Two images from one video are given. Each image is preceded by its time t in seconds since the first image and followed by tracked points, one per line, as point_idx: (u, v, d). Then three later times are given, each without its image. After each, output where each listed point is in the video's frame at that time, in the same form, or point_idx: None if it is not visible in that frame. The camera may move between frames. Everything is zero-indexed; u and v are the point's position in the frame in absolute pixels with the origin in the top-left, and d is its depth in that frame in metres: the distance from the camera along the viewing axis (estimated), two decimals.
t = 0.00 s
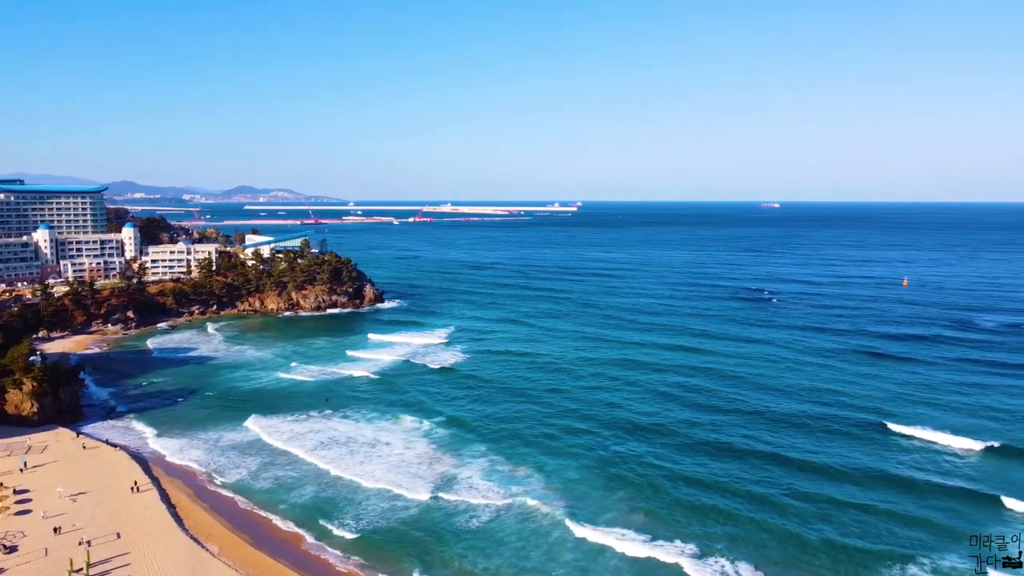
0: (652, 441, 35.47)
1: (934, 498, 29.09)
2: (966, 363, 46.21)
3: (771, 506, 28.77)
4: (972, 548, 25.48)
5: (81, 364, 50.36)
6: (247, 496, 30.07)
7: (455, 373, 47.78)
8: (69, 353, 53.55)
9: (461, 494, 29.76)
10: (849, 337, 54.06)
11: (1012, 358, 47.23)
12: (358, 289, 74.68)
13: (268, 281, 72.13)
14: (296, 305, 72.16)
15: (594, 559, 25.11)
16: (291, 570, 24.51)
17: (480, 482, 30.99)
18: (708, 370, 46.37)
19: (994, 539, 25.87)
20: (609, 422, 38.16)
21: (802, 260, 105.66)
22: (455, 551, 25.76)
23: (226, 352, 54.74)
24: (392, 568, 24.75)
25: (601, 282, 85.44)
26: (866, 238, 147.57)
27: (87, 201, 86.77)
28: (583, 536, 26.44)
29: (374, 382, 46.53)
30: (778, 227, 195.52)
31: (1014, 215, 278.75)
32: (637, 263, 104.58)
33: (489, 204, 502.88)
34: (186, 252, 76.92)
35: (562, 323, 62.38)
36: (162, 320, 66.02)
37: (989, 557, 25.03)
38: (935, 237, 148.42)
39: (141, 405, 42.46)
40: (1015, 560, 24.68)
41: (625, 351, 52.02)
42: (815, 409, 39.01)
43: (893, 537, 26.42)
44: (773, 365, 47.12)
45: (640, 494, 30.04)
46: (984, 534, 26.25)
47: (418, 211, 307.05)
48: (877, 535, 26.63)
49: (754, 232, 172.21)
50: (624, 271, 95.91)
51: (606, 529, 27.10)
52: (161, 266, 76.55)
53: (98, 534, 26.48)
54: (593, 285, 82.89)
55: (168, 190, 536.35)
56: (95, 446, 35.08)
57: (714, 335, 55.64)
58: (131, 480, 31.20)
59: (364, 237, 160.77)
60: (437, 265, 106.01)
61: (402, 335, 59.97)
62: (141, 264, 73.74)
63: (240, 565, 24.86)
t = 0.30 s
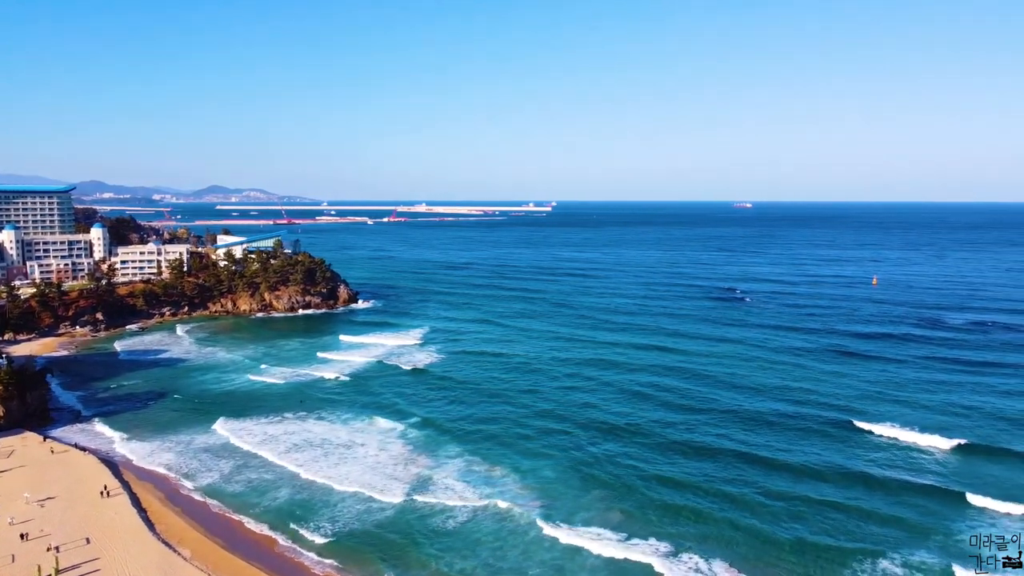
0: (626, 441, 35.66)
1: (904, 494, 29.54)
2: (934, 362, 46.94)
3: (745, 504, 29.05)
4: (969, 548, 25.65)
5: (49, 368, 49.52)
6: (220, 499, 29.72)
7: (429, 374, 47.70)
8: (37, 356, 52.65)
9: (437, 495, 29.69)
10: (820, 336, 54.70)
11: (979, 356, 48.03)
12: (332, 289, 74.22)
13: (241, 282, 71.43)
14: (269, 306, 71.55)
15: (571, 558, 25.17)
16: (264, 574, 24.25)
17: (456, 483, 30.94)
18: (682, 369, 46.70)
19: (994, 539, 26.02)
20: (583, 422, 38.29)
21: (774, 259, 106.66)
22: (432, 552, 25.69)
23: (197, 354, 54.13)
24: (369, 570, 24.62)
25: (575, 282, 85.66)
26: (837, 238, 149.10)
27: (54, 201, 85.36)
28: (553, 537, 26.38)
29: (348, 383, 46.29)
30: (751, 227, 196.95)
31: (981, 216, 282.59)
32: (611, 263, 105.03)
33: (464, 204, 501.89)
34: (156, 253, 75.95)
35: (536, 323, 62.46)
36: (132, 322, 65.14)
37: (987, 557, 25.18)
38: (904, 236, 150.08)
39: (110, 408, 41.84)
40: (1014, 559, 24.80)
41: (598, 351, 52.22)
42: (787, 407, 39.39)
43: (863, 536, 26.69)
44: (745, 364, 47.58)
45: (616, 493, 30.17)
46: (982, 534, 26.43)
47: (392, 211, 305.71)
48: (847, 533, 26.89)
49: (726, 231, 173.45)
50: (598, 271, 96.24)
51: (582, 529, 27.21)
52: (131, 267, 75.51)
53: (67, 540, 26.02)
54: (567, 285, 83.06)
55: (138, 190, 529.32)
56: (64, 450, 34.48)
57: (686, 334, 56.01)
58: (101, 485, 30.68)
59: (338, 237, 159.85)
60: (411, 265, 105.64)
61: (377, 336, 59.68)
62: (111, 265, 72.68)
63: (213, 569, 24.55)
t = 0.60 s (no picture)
0: (600, 441, 35.79)
1: (875, 492, 29.95)
2: (903, 360, 47.61)
3: (719, 502, 29.29)
4: (969, 548, 25.68)
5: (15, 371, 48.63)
6: (193, 503, 29.35)
7: (404, 375, 47.51)
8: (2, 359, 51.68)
9: (412, 496, 29.56)
10: (791, 335, 55.26)
11: (946, 354, 48.78)
12: (305, 290, 73.67)
13: (212, 283, 70.64)
14: (241, 307, 70.83)
15: (547, 558, 25.20)
16: None
17: (431, 485, 30.82)
18: (656, 369, 46.95)
19: (994, 539, 26.06)
20: (558, 422, 38.34)
21: (746, 258, 107.53)
22: (409, 553, 25.58)
23: (168, 355, 53.44)
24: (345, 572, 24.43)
25: (549, 282, 85.75)
26: (807, 237, 150.49)
27: (20, 201, 83.83)
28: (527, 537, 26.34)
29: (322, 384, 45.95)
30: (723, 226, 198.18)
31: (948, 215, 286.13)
32: (585, 262, 105.29)
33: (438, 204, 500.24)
34: (125, 254, 74.87)
35: (511, 324, 62.45)
36: (101, 324, 64.16)
37: (988, 556, 25.17)
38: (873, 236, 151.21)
39: (78, 412, 41.17)
40: (1014, 560, 24.84)
41: (573, 351, 52.32)
42: (759, 407, 39.71)
43: (834, 534, 26.95)
44: (718, 363, 47.96)
45: (591, 493, 30.25)
46: (983, 534, 26.47)
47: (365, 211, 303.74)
48: (819, 531, 27.13)
49: (699, 231, 174.30)
50: (572, 270, 96.45)
51: (558, 529, 27.25)
52: (99, 268, 74.35)
53: (34, 546, 25.58)
54: (541, 285, 83.12)
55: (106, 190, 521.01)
56: (31, 455, 33.86)
57: (659, 334, 56.31)
58: (70, 490, 30.14)
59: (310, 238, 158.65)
60: (385, 265, 105.15)
61: (351, 337, 59.30)
62: (78, 266, 71.55)
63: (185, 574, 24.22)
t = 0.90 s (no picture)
0: (573, 441, 35.90)
1: (845, 489, 30.35)
2: (871, 358, 48.30)
3: (692, 501, 29.52)
4: (972, 547, 25.69)
5: None
6: (164, 507, 28.96)
7: (377, 377, 47.33)
8: None
9: (387, 497, 29.46)
10: (762, 334, 55.83)
11: (915, 352, 49.47)
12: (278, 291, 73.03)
13: (183, 284, 69.75)
14: (213, 308, 70.04)
15: (524, 557, 25.22)
16: None
17: (406, 486, 30.67)
18: (629, 369, 47.19)
19: (995, 539, 26.16)
20: (532, 423, 38.40)
21: (718, 258, 108.34)
22: (386, 554, 25.45)
23: (138, 358, 52.68)
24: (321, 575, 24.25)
25: (523, 282, 85.77)
26: (778, 237, 151.71)
27: None
28: (502, 538, 26.24)
29: (295, 386, 45.58)
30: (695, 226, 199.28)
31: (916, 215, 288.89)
32: (559, 262, 105.51)
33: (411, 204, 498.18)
34: (93, 255, 73.66)
35: (485, 324, 62.40)
36: (69, 326, 63.10)
37: (990, 556, 25.29)
38: (841, 236, 151.06)
39: (46, 416, 40.45)
40: (1014, 560, 25.09)
41: (546, 351, 52.41)
42: (731, 406, 40.06)
43: (806, 532, 27.20)
44: (691, 362, 48.32)
45: (566, 492, 30.29)
46: (983, 534, 26.51)
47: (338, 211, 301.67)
48: (791, 529, 27.36)
49: (671, 231, 175.08)
50: (546, 271, 96.63)
51: (534, 529, 27.28)
52: (67, 269, 73.07)
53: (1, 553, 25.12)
54: (515, 286, 83.15)
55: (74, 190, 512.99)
56: None
57: (633, 334, 56.61)
58: (37, 496, 29.57)
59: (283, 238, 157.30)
60: (358, 266, 104.54)
61: (324, 339, 58.88)
62: (45, 268, 70.29)
63: None
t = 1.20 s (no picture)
0: (547, 442, 35.97)
1: (816, 487, 30.72)
2: (840, 357, 48.95)
3: (666, 501, 29.70)
4: (970, 547, 25.79)
5: None
6: (135, 512, 28.56)
7: (351, 378, 47.09)
8: None
9: (363, 499, 29.32)
10: (734, 333, 56.38)
11: (884, 351, 50.18)
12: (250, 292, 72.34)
13: (153, 285, 68.84)
14: (183, 310, 69.20)
15: (499, 557, 25.24)
16: None
17: (380, 488, 30.53)
18: (602, 369, 47.39)
19: (994, 539, 26.31)
20: (506, 424, 38.43)
21: (690, 258, 109.11)
22: (361, 557, 25.30)
23: (107, 361, 51.90)
24: None
25: (498, 282, 85.74)
26: (750, 237, 152.60)
27: None
28: (476, 540, 26.19)
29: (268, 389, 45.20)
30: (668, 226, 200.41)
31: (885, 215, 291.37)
32: (533, 262, 105.72)
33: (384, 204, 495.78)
34: (60, 256, 72.42)
35: (459, 325, 62.29)
36: (36, 329, 61.99)
37: (990, 556, 25.34)
38: (811, 236, 150.87)
39: (12, 420, 39.71)
40: (1015, 560, 25.10)
41: (520, 352, 52.47)
42: (703, 405, 40.37)
43: (778, 530, 27.44)
44: (663, 362, 48.65)
45: (541, 493, 30.34)
46: (983, 534, 26.65)
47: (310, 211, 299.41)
48: (763, 528, 27.61)
49: (644, 231, 175.61)
50: (521, 271, 96.73)
51: (508, 529, 27.27)
52: (33, 271, 71.75)
53: None
54: (490, 286, 83.11)
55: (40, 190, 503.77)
56: None
57: (607, 334, 56.86)
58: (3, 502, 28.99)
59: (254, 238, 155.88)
60: (331, 266, 103.90)
61: (297, 340, 58.41)
62: (11, 270, 68.97)
63: None
